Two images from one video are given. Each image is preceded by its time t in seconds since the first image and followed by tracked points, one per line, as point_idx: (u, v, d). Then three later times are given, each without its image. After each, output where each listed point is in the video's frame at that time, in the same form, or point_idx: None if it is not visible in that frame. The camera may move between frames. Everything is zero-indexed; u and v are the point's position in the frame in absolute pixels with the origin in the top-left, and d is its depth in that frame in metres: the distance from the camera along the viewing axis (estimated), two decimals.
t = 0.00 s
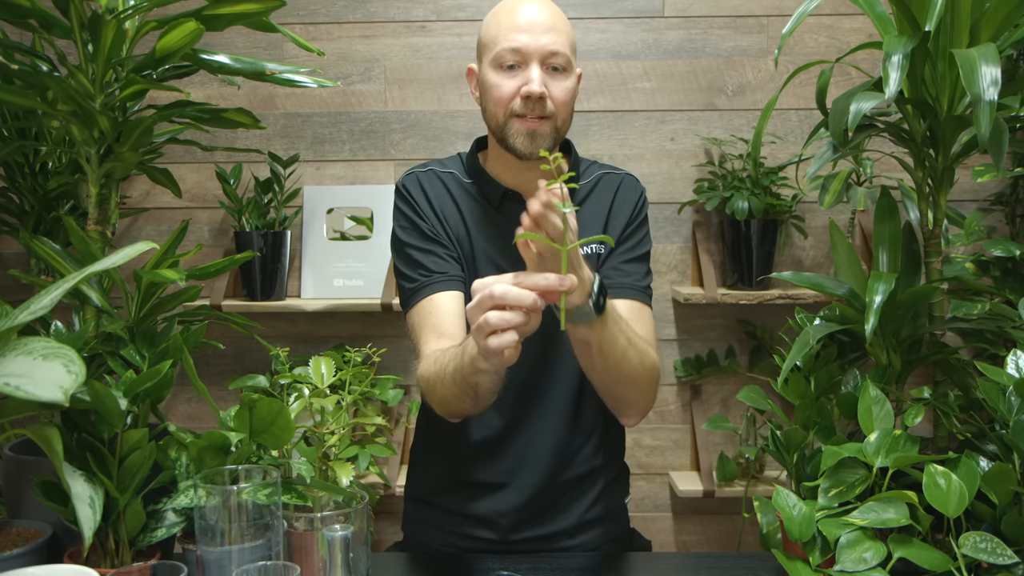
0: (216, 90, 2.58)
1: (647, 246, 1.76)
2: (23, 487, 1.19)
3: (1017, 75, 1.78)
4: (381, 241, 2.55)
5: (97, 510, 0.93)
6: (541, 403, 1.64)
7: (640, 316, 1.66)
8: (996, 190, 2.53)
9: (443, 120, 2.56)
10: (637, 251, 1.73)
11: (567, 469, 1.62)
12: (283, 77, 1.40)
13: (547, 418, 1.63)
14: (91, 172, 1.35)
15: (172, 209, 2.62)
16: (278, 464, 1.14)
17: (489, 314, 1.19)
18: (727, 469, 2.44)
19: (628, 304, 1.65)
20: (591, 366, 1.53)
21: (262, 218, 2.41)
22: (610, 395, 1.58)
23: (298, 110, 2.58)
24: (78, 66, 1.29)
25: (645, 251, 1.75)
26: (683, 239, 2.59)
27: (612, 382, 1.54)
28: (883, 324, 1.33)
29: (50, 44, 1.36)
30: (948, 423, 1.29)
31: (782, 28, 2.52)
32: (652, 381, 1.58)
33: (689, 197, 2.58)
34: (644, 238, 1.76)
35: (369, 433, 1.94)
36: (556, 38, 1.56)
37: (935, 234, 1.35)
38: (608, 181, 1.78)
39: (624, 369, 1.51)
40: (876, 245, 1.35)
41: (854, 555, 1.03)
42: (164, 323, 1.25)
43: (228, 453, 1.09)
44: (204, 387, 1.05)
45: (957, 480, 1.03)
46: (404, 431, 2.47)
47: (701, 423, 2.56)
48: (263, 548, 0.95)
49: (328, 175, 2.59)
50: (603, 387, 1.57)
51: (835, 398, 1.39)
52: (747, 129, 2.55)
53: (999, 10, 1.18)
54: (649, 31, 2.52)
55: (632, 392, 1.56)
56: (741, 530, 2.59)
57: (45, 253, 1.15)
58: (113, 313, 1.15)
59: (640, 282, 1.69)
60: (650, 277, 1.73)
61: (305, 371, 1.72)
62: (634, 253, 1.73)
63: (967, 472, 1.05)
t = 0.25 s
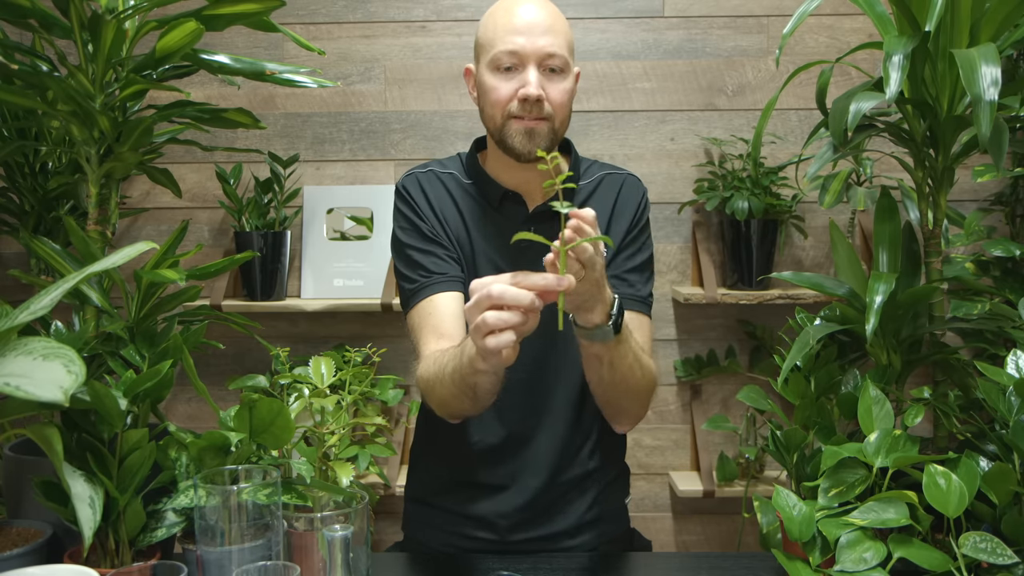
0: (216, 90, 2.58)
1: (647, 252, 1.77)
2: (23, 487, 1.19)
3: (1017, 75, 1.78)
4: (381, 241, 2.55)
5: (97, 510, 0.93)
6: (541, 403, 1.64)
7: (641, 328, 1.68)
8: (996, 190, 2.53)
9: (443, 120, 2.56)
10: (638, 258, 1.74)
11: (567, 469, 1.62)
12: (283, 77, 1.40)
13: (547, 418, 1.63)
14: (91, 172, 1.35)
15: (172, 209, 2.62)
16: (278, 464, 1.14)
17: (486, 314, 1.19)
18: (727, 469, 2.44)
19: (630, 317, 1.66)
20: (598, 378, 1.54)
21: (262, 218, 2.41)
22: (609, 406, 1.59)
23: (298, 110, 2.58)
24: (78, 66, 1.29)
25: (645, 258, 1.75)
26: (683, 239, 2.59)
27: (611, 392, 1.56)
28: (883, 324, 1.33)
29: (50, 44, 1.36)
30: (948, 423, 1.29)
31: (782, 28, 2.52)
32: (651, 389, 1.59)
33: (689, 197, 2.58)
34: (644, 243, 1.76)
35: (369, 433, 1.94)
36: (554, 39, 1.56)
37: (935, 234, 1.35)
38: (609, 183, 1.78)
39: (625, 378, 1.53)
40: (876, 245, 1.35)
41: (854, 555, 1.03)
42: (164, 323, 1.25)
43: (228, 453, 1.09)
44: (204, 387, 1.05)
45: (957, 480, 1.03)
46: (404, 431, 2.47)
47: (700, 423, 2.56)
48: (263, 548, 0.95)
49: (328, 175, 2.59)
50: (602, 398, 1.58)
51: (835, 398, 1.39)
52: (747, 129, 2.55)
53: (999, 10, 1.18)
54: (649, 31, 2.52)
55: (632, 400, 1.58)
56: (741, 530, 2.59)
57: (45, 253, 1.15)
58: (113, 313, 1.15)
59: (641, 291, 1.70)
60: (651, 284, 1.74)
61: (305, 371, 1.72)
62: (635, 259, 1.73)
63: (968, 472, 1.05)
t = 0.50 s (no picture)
0: (216, 90, 2.58)
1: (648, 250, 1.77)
2: (23, 487, 1.19)
3: (1017, 75, 1.78)
4: (381, 241, 2.55)
5: (97, 510, 0.93)
6: (541, 403, 1.64)
7: (644, 325, 1.68)
8: (996, 190, 2.53)
9: (443, 120, 2.56)
10: (639, 256, 1.74)
11: (568, 469, 1.62)
12: (283, 77, 1.40)
13: (548, 418, 1.63)
14: (91, 172, 1.35)
15: (172, 209, 2.62)
16: (278, 464, 1.14)
17: (488, 316, 1.20)
18: (726, 469, 2.44)
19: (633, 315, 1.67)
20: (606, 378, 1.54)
21: (262, 218, 2.41)
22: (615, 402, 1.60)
23: (298, 110, 2.58)
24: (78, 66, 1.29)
25: (646, 256, 1.75)
26: (683, 239, 2.59)
27: (617, 390, 1.56)
28: (883, 324, 1.33)
29: (50, 44, 1.35)
30: (948, 423, 1.29)
31: (782, 28, 2.52)
32: (653, 387, 1.60)
33: (689, 197, 2.58)
34: (645, 241, 1.76)
35: (369, 433, 1.94)
36: (550, 37, 1.56)
37: (935, 234, 1.35)
38: (608, 182, 1.78)
39: (632, 377, 1.53)
40: (876, 245, 1.35)
41: (854, 555, 1.03)
42: (164, 323, 1.25)
43: (228, 453, 1.09)
44: (204, 387, 1.05)
45: (957, 479, 1.03)
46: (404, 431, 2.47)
47: (700, 423, 2.56)
48: (263, 548, 0.95)
49: (328, 175, 2.59)
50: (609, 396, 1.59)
51: (835, 398, 1.39)
52: (747, 129, 2.55)
53: (999, 10, 1.18)
54: (649, 31, 2.52)
55: (637, 399, 1.58)
56: (741, 530, 2.59)
57: (45, 253, 1.15)
58: (113, 313, 1.15)
59: (643, 289, 1.70)
60: (652, 281, 1.74)
61: (305, 371, 1.72)
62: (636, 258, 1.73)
63: (968, 472, 1.05)
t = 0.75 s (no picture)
0: (216, 90, 2.58)
1: (646, 248, 1.77)
2: (23, 487, 1.19)
3: (1017, 75, 1.78)
4: (381, 241, 2.55)
5: (97, 510, 0.93)
6: (542, 403, 1.64)
7: (643, 323, 1.68)
8: (996, 190, 2.53)
9: (443, 120, 2.56)
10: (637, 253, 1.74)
11: (569, 469, 1.62)
12: (283, 77, 1.40)
13: (549, 418, 1.63)
14: (91, 172, 1.35)
15: (172, 209, 2.62)
16: (278, 464, 1.14)
17: (484, 321, 1.20)
18: (727, 469, 2.44)
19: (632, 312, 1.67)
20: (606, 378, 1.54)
21: (262, 218, 2.41)
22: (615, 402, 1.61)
23: (298, 110, 2.58)
24: (78, 66, 1.29)
25: (644, 254, 1.75)
26: (683, 239, 2.59)
27: (618, 389, 1.56)
28: (883, 324, 1.33)
29: (49, 44, 1.35)
30: (948, 423, 1.29)
31: (782, 28, 2.52)
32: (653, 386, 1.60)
33: (689, 197, 2.58)
34: (642, 239, 1.77)
35: (369, 434, 1.93)
36: (545, 36, 1.56)
37: (935, 234, 1.35)
38: (606, 181, 1.78)
39: (631, 375, 1.53)
40: (875, 245, 1.35)
41: (854, 555, 1.03)
42: (164, 323, 1.25)
43: (228, 453, 1.09)
44: (204, 387, 1.05)
45: (957, 479, 1.03)
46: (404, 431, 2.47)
47: (701, 423, 2.56)
48: (263, 548, 0.95)
49: (328, 175, 2.59)
50: (609, 395, 1.59)
51: (835, 398, 1.39)
52: (747, 129, 2.55)
53: (999, 10, 1.18)
54: (649, 31, 2.52)
55: (636, 396, 1.58)
56: (741, 530, 2.59)
57: (45, 253, 1.15)
58: (113, 313, 1.15)
59: (642, 286, 1.71)
60: (651, 279, 1.74)
61: (305, 371, 1.72)
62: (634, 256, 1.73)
63: (968, 472, 1.05)
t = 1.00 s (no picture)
0: (216, 90, 2.58)
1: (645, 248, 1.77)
2: (23, 487, 1.19)
3: (1017, 75, 1.78)
4: (381, 241, 2.55)
5: (97, 510, 0.93)
6: (544, 403, 1.63)
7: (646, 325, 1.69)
8: (996, 190, 2.53)
9: (443, 120, 2.56)
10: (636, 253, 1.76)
11: (570, 468, 1.62)
12: (283, 77, 1.40)
13: (549, 418, 1.62)
14: (91, 172, 1.35)
15: (172, 209, 2.62)
16: (278, 464, 1.14)
17: (477, 325, 1.19)
18: (727, 469, 2.44)
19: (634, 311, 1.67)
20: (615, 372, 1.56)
21: (262, 218, 2.41)
22: (619, 395, 1.60)
23: (298, 110, 2.58)
24: (78, 66, 1.29)
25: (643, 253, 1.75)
26: (683, 239, 2.59)
27: (624, 381, 1.57)
28: (883, 324, 1.33)
29: (50, 44, 1.35)
30: (948, 423, 1.29)
31: (782, 28, 2.52)
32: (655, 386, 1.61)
33: (689, 197, 2.58)
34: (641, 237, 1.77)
35: (369, 434, 1.93)
36: (539, 32, 1.56)
37: (935, 234, 1.35)
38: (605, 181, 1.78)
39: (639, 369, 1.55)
40: (875, 245, 1.35)
41: (854, 555, 1.03)
42: (164, 323, 1.25)
43: (228, 453, 1.09)
44: (204, 387, 1.05)
45: (957, 479, 1.03)
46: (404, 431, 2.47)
47: (700, 423, 2.56)
48: (263, 548, 0.95)
49: (328, 175, 2.59)
50: (615, 389, 1.59)
51: (835, 398, 1.39)
52: (747, 129, 2.55)
53: (999, 10, 1.18)
54: (649, 32, 2.52)
55: (640, 394, 1.60)
56: (741, 530, 2.59)
57: (45, 253, 1.15)
58: (113, 313, 1.15)
59: (643, 286, 1.71)
60: (650, 278, 1.75)
61: (305, 371, 1.72)
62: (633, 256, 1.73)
63: (967, 472, 1.05)
